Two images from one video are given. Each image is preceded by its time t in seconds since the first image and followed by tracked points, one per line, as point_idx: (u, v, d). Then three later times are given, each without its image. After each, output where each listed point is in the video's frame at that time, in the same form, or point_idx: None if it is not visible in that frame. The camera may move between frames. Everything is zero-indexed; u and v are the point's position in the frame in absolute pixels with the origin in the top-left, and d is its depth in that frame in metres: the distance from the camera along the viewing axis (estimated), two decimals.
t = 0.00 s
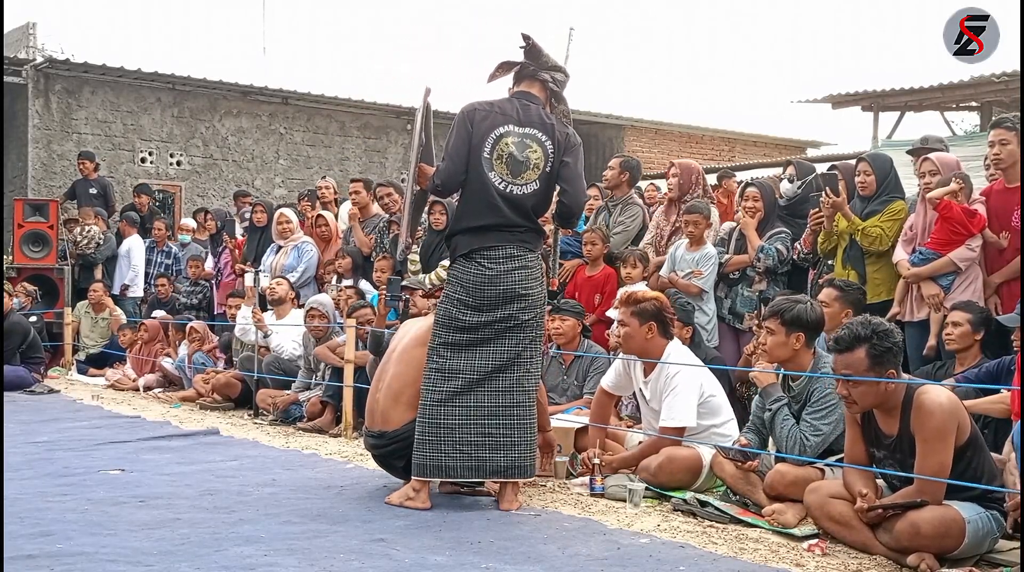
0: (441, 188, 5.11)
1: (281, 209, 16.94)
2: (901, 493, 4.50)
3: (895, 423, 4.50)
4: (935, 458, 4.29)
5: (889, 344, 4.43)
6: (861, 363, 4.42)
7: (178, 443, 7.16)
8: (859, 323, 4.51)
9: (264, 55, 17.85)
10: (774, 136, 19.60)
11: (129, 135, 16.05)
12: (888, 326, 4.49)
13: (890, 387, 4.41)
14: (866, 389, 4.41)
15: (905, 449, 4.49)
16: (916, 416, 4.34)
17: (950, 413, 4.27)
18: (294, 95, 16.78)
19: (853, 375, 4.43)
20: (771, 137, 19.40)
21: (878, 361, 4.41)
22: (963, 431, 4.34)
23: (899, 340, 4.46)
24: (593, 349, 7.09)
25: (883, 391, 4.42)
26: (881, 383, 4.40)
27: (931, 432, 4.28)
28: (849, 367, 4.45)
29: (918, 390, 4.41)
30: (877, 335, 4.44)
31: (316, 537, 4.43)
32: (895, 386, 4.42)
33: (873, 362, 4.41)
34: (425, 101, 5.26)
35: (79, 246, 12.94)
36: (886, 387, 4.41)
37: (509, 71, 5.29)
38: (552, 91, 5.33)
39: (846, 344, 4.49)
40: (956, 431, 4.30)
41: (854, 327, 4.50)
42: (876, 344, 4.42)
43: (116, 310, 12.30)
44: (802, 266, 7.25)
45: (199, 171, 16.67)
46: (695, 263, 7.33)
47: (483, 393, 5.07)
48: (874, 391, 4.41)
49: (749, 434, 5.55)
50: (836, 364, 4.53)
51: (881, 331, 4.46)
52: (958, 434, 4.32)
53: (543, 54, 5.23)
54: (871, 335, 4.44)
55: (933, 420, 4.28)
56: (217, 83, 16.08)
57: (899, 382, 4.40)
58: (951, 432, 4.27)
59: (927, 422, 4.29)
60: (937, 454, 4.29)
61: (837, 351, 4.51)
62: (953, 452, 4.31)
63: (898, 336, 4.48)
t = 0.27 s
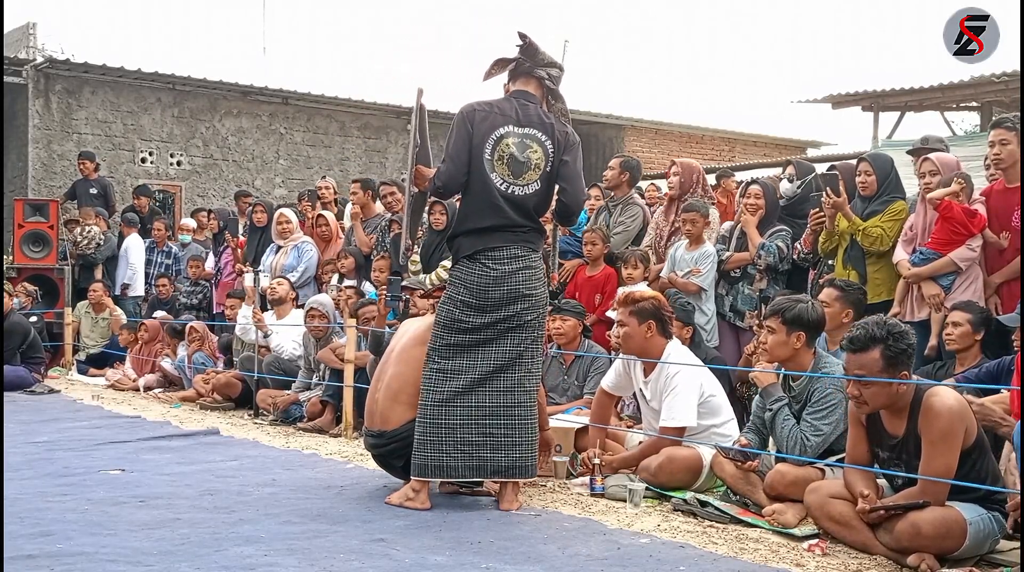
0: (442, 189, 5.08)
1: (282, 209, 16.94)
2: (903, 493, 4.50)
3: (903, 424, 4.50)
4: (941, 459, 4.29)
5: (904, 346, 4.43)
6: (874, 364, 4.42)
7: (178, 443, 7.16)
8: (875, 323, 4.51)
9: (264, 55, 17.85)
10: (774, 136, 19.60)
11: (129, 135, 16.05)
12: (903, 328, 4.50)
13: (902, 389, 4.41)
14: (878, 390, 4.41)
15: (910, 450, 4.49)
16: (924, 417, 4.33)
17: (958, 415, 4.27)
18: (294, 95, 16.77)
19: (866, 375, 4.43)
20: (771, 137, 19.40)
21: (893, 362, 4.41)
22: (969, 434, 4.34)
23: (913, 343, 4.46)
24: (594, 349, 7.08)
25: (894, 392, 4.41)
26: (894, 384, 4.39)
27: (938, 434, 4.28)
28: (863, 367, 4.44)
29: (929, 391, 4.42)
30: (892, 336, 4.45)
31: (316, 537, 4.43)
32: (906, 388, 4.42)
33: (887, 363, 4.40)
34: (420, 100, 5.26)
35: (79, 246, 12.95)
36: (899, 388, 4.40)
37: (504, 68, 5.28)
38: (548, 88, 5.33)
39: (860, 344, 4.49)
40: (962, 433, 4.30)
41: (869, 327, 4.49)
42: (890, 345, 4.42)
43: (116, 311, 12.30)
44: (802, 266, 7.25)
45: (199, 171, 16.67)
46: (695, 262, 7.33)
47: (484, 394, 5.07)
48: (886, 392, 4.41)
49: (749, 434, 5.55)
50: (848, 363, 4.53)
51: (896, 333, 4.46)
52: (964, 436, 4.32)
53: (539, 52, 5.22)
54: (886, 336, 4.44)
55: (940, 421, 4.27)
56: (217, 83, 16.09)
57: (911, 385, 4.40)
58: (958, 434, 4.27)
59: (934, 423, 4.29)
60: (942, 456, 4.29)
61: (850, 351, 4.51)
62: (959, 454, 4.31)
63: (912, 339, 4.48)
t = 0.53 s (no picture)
0: (445, 190, 5.05)
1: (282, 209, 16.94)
2: (903, 493, 4.50)
3: (900, 423, 4.50)
4: (940, 460, 4.29)
5: (895, 348, 4.41)
6: (862, 363, 4.44)
7: (178, 443, 7.15)
8: (869, 323, 4.52)
9: (264, 55, 17.86)
10: (774, 136, 19.60)
11: (129, 135, 16.05)
12: (899, 329, 4.47)
13: (892, 390, 4.40)
14: (866, 388, 4.43)
15: (908, 450, 4.49)
16: (921, 417, 4.33)
17: (956, 415, 4.27)
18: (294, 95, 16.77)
19: (855, 372, 4.45)
20: (770, 137, 19.40)
21: (881, 362, 4.41)
22: (967, 433, 4.33)
23: (907, 345, 4.44)
24: (594, 349, 7.08)
25: (883, 393, 4.42)
26: (882, 383, 4.40)
27: (937, 434, 4.27)
28: (853, 365, 4.47)
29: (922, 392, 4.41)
30: (884, 336, 4.44)
31: (316, 537, 4.43)
32: (897, 389, 4.41)
33: (876, 362, 4.42)
34: (417, 97, 5.26)
35: (79, 246, 12.95)
36: (887, 389, 4.40)
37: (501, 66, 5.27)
38: (546, 86, 5.33)
39: (853, 341, 4.51)
40: (961, 433, 4.30)
41: (863, 326, 4.50)
42: (880, 345, 4.42)
43: (116, 311, 12.30)
44: (802, 266, 7.25)
45: (199, 171, 16.67)
46: (695, 262, 7.34)
47: (486, 394, 5.07)
48: (874, 391, 4.42)
49: (749, 434, 5.55)
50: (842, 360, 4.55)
51: (889, 334, 4.45)
52: (962, 436, 4.32)
53: (539, 51, 5.21)
54: (878, 336, 4.44)
55: (938, 421, 4.27)
56: (217, 83, 16.09)
57: (900, 386, 4.39)
58: (956, 435, 4.27)
59: (932, 423, 4.29)
60: (942, 456, 4.29)
61: (844, 347, 4.53)
62: (957, 455, 4.31)
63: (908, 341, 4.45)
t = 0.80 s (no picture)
0: (452, 194, 5.01)
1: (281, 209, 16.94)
2: (901, 493, 4.50)
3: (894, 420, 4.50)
4: (936, 459, 4.29)
5: (885, 340, 4.42)
6: (852, 353, 4.47)
7: (177, 443, 7.15)
8: (863, 316, 4.54)
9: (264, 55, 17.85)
10: (774, 136, 19.59)
11: (129, 135, 16.05)
12: (891, 323, 4.48)
13: (881, 383, 4.41)
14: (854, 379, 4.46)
15: (904, 449, 4.49)
16: (915, 415, 4.33)
17: (950, 414, 4.27)
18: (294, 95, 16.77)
19: (845, 364, 4.49)
20: (770, 137, 19.40)
21: (870, 353, 4.43)
22: (962, 432, 4.34)
23: (899, 339, 4.43)
24: (594, 349, 7.07)
25: (871, 386, 4.43)
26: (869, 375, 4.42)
27: (931, 433, 4.27)
28: (844, 356, 4.51)
29: (916, 389, 4.39)
30: (874, 328, 4.46)
31: (316, 537, 4.43)
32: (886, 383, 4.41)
33: (865, 354, 4.44)
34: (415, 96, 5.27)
35: (79, 246, 12.96)
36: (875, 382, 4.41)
37: (501, 64, 5.23)
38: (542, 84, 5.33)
39: (845, 332, 4.54)
40: (955, 431, 4.30)
41: (855, 318, 4.54)
42: (870, 337, 4.44)
43: (116, 311, 12.30)
44: (802, 266, 7.25)
45: (198, 171, 16.66)
46: (697, 261, 7.35)
47: (489, 395, 5.07)
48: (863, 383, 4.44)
49: (749, 434, 5.55)
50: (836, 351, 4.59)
51: (881, 326, 4.46)
52: (957, 434, 4.32)
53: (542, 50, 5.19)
54: (869, 327, 4.47)
55: (932, 420, 4.27)
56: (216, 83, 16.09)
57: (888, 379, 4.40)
58: (950, 433, 4.27)
59: (926, 422, 4.29)
60: (937, 455, 4.29)
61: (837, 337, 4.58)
62: (952, 453, 4.31)
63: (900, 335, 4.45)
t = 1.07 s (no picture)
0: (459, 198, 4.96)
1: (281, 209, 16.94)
2: (901, 492, 4.50)
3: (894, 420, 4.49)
4: (935, 458, 4.29)
5: (881, 336, 4.43)
6: (849, 349, 4.49)
7: (177, 443, 7.15)
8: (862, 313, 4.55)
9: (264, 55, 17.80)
10: (774, 136, 19.59)
11: (129, 135, 16.05)
12: (888, 320, 4.49)
13: (878, 381, 4.41)
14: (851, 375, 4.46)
15: (904, 447, 4.49)
16: (914, 414, 4.34)
17: (949, 413, 4.27)
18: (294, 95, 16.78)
19: (842, 359, 4.50)
20: (770, 137, 19.40)
21: (866, 349, 4.44)
22: (962, 431, 4.34)
23: (896, 336, 4.44)
24: (594, 349, 7.06)
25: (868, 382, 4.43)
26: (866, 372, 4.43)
27: (930, 433, 4.27)
28: (841, 352, 4.52)
29: (915, 389, 4.39)
30: (871, 324, 4.47)
31: (316, 537, 4.43)
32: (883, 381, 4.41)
33: (862, 350, 4.45)
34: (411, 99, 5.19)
35: (79, 246, 12.96)
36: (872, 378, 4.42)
37: (504, 65, 5.18)
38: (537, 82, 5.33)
39: (844, 328, 4.55)
40: (955, 430, 4.30)
41: (853, 314, 4.55)
42: (867, 333, 4.45)
43: (116, 311, 12.29)
44: (803, 266, 7.25)
45: (198, 171, 16.66)
46: (697, 260, 7.35)
47: (488, 395, 5.07)
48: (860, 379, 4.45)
49: (749, 434, 5.55)
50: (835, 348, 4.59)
51: (878, 322, 4.47)
52: (957, 434, 4.32)
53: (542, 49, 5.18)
54: (866, 323, 4.48)
55: (931, 419, 4.27)
56: (216, 83, 16.09)
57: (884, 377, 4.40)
58: (949, 431, 4.27)
59: (926, 422, 4.29)
60: (936, 455, 4.29)
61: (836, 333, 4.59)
62: (952, 453, 4.31)
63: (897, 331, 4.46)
